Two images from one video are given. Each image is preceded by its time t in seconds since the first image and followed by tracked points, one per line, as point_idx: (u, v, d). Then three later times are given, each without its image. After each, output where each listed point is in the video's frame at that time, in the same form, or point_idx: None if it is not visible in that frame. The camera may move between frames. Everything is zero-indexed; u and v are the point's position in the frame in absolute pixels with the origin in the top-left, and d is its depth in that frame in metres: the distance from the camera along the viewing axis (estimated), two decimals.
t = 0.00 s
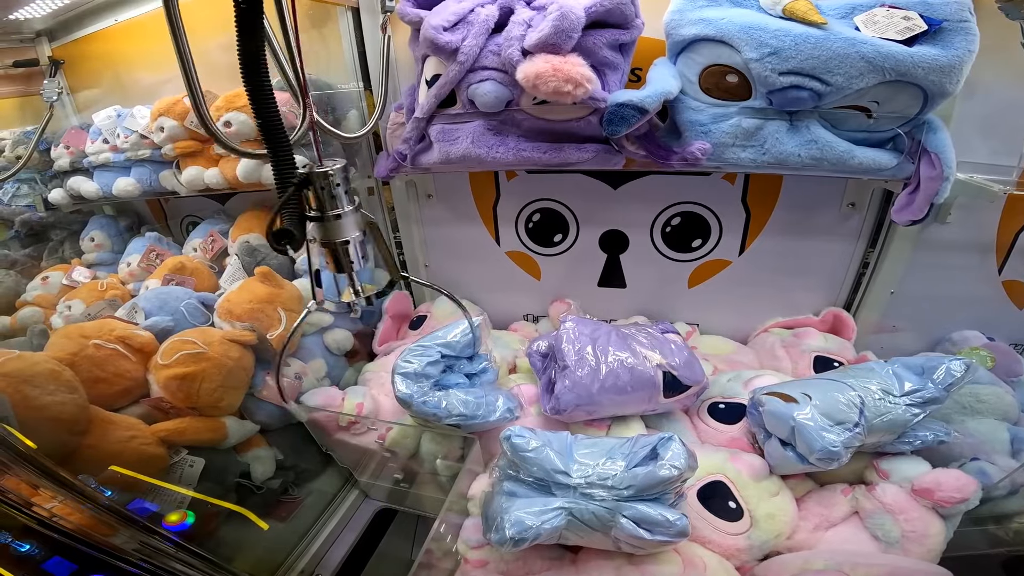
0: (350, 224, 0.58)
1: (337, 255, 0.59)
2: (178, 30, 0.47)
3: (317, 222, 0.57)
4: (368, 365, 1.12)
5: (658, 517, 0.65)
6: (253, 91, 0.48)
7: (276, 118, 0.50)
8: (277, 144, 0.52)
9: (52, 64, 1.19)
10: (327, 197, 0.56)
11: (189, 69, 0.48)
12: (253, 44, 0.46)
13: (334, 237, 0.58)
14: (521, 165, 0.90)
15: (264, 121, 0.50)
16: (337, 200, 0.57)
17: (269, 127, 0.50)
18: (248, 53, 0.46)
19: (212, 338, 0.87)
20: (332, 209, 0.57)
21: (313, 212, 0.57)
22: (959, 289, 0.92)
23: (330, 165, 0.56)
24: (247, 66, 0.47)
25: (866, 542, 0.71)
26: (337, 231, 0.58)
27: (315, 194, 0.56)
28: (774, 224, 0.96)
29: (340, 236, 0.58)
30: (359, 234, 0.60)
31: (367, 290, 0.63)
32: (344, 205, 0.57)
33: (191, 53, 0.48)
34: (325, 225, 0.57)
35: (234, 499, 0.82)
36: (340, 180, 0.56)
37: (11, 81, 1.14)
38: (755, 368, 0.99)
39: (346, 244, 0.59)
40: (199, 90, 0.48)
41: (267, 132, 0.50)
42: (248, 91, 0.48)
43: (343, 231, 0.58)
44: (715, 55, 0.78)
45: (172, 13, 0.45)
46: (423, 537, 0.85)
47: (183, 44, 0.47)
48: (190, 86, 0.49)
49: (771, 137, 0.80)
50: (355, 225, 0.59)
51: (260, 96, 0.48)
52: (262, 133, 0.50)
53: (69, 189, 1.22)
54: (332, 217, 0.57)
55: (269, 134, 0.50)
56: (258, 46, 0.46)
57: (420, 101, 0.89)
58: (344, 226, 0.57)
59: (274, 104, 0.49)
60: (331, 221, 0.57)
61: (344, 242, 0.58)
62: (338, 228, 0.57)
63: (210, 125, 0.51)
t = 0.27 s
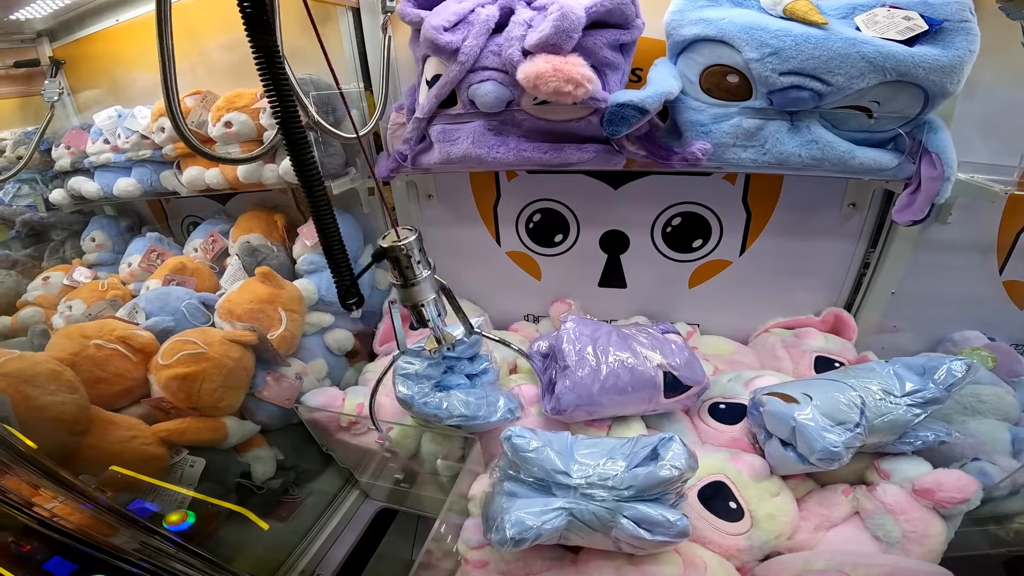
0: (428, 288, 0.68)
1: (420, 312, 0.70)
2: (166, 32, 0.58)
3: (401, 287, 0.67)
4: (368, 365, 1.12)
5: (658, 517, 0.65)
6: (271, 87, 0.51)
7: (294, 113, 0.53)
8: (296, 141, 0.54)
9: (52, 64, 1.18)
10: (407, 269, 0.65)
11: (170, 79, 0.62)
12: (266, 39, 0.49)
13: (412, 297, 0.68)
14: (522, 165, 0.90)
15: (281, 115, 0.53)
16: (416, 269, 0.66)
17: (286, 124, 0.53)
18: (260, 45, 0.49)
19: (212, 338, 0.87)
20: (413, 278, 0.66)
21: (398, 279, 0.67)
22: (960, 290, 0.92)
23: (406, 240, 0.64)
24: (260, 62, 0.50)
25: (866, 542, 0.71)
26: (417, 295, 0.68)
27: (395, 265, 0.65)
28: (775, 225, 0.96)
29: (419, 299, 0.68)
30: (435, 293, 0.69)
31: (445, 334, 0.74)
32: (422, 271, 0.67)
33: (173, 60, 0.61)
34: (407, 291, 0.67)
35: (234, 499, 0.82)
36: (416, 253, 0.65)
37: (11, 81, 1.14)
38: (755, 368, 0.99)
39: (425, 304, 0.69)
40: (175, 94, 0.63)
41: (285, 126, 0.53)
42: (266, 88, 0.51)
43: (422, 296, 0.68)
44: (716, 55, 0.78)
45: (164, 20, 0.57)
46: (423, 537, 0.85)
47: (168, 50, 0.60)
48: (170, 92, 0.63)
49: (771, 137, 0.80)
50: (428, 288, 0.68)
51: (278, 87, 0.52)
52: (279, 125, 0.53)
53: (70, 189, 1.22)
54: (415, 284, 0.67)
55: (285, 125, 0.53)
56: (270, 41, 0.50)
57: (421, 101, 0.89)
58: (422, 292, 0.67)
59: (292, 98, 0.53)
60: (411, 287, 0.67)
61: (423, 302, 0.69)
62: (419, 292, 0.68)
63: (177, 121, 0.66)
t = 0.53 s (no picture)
0: (472, 350, 0.73)
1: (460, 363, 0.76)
2: (166, 36, 0.59)
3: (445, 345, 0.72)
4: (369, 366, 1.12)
5: (659, 517, 0.65)
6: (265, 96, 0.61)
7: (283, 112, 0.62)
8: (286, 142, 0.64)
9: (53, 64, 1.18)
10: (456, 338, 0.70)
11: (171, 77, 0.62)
12: (265, 42, 0.58)
13: (452, 355, 0.72)
14: (522, 165, 0.90)
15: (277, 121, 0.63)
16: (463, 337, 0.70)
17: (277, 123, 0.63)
18: (258, 47, 0.58)
19: (212, 338, 0.88)
20: (459, 343, 0.71)
21: (444, 338, 0.71)
22: (961, 290, 0.92)
23: (461, 315, 0.68)
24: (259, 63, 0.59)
25: (867, 543, 0.71)
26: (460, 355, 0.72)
27: (445, 328, 0.70)
28: (775, 225, 0.96)
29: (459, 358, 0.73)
30: (475, 352, 0.74)
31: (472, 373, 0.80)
32: (469, 336, 0.71)
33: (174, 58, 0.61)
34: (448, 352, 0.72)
35: (235, 499, 0.82)
36: (467, 326, 0.70)
37: (12, 81, 1.14)
38: (756, 369, 0.99)
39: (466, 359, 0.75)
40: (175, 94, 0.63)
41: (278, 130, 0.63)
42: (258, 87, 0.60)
43: (463, 355, 0.72)
44: (716, 55, 0.78)
45: (165, 20, 0.58)
46: (423, 537, 0.85)
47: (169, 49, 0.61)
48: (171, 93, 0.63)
49: (772, 137, 0.80)
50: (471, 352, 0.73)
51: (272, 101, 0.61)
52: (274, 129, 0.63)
53: (71, 190, 1.22)
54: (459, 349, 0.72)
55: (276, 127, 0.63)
56: (267, 44, 0.58)
57: (422, 102, 0.89)
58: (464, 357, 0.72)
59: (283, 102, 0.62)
60: (454, 350, 0.72)
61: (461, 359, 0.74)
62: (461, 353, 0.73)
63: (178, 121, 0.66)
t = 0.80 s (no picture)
0: (478, 352, 0.72)
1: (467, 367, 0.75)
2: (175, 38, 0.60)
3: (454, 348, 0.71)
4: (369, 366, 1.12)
5: (659, 517, 0.65)
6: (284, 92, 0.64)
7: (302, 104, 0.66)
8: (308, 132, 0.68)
9: (54, 64, 1.18)
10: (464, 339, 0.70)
11: (181, 76, 0.64)
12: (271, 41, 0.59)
13: (460, 357, 0.72)
14: (523, 165, 0.90)
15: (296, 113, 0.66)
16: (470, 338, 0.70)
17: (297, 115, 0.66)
18: (266, 46, 0.59)
19: (213, 339, 0.88)
20: (464, 345, 0.71)
21: (451, 339, 0.71)
22: (961, 290, 0.92)
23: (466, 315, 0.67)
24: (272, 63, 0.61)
25: (868, 543, 0.71)
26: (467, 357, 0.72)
27: (451, 329, 0.69)
28: (775, 225, 0.96)
29: (466, 359, 0.72)
30: (481, 354, 0.73)
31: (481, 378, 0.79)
32: (475, 338, 0.70)
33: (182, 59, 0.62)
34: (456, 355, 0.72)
35: (236, 500, 0.82)
36: (473, 327, 0.69)
37: (13, 82, 1.14)
38: (757, 369, 0.99)
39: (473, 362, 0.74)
40: (186, 89, 0.64)
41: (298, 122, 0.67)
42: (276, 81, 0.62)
43: (469, 357, 0.72)
44: (716, 56, 0.78)
45: (171, 21, 0.58)
46: (424, 537, 0.85)
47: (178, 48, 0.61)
48: (182, 87, 0.65)
49: (773, 137, 0.80)
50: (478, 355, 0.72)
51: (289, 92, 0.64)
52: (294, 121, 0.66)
53: (71, 190, 1.22)
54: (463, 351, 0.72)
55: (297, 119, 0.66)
56: (275, 42, 0.60)
57: (422, 102, 0.89)
58: (471, 360, 0.72)
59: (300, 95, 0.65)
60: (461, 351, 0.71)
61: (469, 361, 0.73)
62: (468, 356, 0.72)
63: (190, 114, 0.68)
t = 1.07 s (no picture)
0: (471, 353, 0.71)
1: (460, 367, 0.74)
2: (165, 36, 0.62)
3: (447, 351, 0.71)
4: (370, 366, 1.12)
5: (659, 518, 0.65)
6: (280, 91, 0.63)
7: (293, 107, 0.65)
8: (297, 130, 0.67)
9: (55, 65, 1.18)
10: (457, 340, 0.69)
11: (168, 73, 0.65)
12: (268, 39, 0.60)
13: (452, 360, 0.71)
14: (523, 165, 0.90)
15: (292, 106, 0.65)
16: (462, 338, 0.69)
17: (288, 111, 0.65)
18: (263, 46, 0.60)
19: (214, 339, 0.88)
20: (457, 348, 0.70)
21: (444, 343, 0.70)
22: (962, 291, 0.92)
23: (455, 317, 0.66)
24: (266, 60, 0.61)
25: (869, 544, 0.71)
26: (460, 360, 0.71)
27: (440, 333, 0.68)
28: (775, 225, 0.96)
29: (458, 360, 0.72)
30: (473, 355, 0.72)
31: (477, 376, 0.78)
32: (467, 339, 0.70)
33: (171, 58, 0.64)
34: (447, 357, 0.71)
35: (236, 500, 0.82)
36: (462, 330, 0.68)
37: (14, 83, 1.14)
38: (757, 370, 0.99)
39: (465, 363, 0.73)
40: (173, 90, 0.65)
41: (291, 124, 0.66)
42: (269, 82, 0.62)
43: (461, 359, 0.71)
44: (717, 56, 0.78)
45: (163, 22, 0.61)
46: (424, 538, 0.85)
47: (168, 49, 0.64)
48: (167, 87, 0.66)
49: (773, 137, 0.80)
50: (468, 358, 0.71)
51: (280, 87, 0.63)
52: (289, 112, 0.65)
53: (72, 190, 1.22)
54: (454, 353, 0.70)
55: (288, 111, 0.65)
56: (273, 43, 0.60)
57: (422, 102, 0.89)
58: (463, 362, 0.71)
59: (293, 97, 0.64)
60: (453, 354, 0.71)
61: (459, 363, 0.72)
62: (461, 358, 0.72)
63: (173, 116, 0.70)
